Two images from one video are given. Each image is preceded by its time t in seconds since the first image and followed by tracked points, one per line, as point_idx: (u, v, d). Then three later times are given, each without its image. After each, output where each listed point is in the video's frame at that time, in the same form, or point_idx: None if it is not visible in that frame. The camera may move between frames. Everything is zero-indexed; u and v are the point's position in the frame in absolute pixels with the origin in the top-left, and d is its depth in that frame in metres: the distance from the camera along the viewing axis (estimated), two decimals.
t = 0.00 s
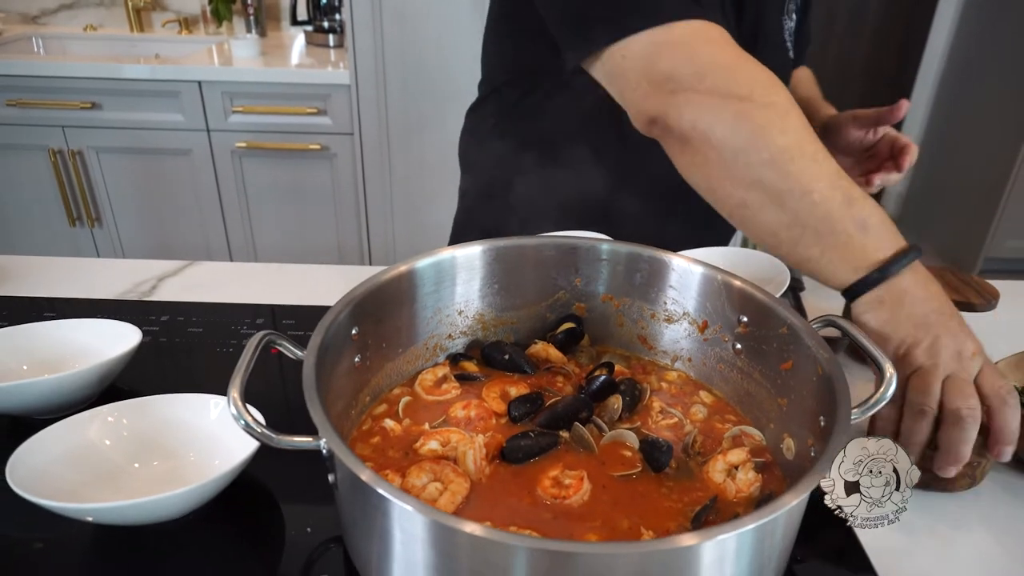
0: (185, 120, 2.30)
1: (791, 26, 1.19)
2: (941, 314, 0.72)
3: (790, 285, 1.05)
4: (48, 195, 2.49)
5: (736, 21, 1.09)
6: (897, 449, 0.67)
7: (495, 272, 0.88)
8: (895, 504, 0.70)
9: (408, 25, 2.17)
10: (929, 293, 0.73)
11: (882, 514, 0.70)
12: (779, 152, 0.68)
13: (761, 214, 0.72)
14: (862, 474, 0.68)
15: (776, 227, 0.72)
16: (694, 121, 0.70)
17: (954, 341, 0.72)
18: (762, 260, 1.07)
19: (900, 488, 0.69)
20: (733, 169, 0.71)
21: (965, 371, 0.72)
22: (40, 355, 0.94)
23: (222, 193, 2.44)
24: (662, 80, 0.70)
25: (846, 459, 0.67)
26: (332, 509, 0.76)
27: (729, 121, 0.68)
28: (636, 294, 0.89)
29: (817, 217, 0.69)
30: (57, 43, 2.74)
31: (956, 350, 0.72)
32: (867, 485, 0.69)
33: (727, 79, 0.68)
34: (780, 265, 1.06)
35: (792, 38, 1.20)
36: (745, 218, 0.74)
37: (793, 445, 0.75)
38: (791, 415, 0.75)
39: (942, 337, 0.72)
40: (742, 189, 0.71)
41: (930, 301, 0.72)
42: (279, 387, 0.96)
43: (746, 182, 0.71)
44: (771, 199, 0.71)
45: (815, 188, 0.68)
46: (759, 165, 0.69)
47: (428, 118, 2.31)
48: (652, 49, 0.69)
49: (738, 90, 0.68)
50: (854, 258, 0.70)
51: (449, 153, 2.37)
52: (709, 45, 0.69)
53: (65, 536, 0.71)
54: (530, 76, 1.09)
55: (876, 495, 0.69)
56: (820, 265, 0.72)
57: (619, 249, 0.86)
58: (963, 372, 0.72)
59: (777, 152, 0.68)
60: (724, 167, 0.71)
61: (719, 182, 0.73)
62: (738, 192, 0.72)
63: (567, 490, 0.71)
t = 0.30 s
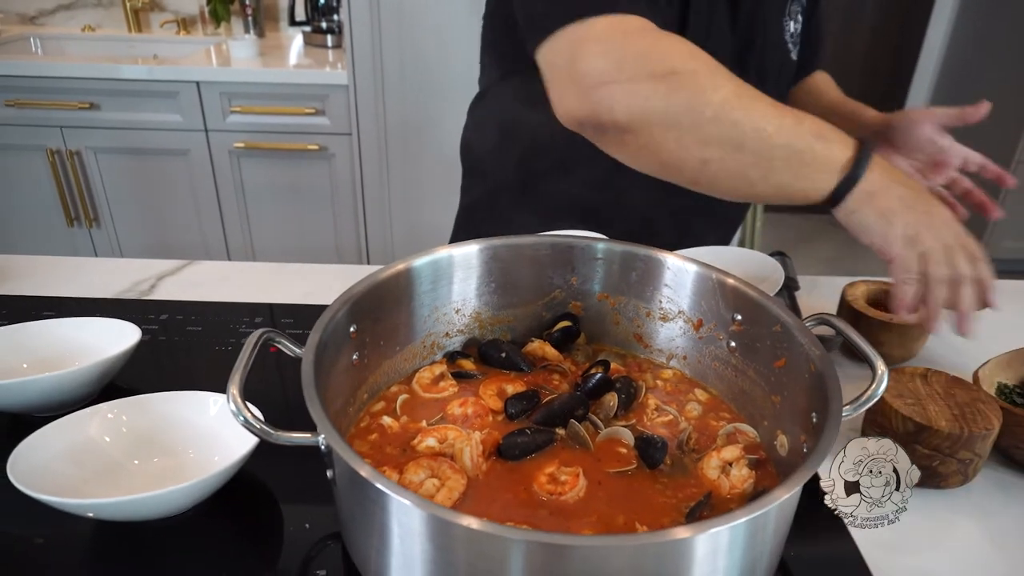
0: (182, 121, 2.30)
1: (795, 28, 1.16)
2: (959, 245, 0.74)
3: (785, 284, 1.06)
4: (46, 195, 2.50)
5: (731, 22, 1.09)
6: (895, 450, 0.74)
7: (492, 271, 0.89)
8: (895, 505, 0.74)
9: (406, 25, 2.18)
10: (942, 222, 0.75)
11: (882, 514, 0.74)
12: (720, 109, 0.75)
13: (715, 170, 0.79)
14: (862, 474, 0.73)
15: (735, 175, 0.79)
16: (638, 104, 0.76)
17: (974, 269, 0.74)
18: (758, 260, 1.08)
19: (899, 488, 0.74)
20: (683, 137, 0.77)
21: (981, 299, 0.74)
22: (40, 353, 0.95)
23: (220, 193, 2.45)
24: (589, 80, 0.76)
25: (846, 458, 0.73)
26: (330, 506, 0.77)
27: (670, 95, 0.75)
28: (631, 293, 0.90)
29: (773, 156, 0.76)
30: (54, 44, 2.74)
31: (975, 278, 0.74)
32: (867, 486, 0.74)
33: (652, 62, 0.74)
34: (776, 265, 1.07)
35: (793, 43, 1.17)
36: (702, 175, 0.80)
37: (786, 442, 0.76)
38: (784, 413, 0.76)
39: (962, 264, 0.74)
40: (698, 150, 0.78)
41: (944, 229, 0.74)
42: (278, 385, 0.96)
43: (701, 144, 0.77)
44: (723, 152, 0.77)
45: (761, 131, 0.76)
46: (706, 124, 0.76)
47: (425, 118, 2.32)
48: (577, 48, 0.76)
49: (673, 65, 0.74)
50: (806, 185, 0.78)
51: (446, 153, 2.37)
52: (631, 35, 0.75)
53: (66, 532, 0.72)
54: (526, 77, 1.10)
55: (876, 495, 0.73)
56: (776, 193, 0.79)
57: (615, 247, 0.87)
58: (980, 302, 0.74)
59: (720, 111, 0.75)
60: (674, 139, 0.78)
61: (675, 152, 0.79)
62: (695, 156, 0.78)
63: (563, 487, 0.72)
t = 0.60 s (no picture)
0: (182, 121, 2.31)
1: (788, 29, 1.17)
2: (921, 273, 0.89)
3: (782, 285, 1.06)
4: (45, 196, 2.50)
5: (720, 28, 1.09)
6: (896, 450, 0.74)
7: (491, 272, 0.90)
8: (895, 505, 0.75)
9: (405, 27, 2.18)
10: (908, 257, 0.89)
11: (882, 514, 0.74)
12: (738, 140, 0.76)
13: (723, 202, 0.80)
14: (863, 474, 0.73)
15: (737, 205, 0.81)
16: (658, 123, 0.75)
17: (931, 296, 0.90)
18: (755, 262, 1.08)
19: (899, 488, 0.74)
20: (699, 162, 0.77)
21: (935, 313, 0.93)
22: (40, 354, 0.95)
23: (219, 194, 2.45)
24: (612, 93, 0.74)
25: (847, 459, 0.73)
26: (329, 506, 0.77)
27: (689, 119, 0.74)
28: (630, 294, 0.90)
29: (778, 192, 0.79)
30: (53, 45, 2.75)
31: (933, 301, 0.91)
32: (868, 486, 0.74)
33: (672, 83, 0.74)
34: (773, 266, 1.08)
35: (788, 43, 1.17)
36: (709, 201, 0.81)
37: (783, 442, 0.76)
38: (781, 413, 0.76)
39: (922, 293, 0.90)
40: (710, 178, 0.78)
41: (910, 263, 0.88)
42: (278, 386, 0.97)
43: (714, 170, 0.78)
44: (733, 183, 0.78)
45: (770, 165, 0.78)
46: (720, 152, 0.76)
47: (424, 119, 2.33)
48: (596, 61, 0.74)
49: (692, 88, 0.75)
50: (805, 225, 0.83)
51: (445, 154, 2.38)
52: (650, 54, 0.74)
53: (67, 532, 0.72)
54: (524, 80, 1.11)
55: (876, 495, 0.74)
56: (774, 227, 0.83)
57: (613, 248, 0.87)
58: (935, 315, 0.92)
59: (737, 142, 0.76)
60: (688, 164, 0.78)
61: (686, 175, 0.79)
62: (705, 182, 0.79)
63: (562, 486, 0.72)
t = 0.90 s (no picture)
0: (179, 124, 2.31)
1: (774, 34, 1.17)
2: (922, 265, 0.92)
3: (777, 289, 1.07)
4: (43, 199, 2.50)
5: (704, 29, 1.09)
6: (896, 450, 0.74)
7: (486, 278, 0.90)
8: (895, 504, 0.75)
9: (402, 29, 2.19)
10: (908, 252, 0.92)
11: (881, 514, 0.75)
12: (730, 141, 0.77)
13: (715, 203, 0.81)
14: (862, 474, 0.74)
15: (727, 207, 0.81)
16: (653, 123, 0.75)
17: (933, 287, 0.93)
18: (750, 266, 1.09)
19: (899, 488, 0.75)
20: (691, 164, 0.77)
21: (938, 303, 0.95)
22: (38, 359, 0.96)
23: (217, 197, 2.46)
24: (606, 95, 0.74)
25: (847, 459, 0.74)
26: (325, 511, 0.78)
27: (682, 119, 0.75)
28: (624, 299, 0.91)
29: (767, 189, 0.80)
30: (51, 47, 2.75)
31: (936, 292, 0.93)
32: (868, 486, 0.75)
33: (665, 86, 0.74)
34: (768, 270, 1.08)
35: (774, 47, 1.17)
36: (701, 205, 0.81)
37: (776, 446, 0.76)
38: (774, 417, 0.77)
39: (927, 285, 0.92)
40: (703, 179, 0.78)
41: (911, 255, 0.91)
42: (275, 390, 0.97)
43: (705, 171, 0.78)
44: (724, 184, 0.79)
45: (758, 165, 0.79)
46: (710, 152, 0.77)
47: (421, 121, 2.33)
48: (590, 65, 0.74)
49: (683, 90, 0.75)
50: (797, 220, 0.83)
51: (442, 156, 2.38)
52: (644, 57, 0.74)
53: (65, 537, 0.72)
54: (519, 84, 1.11)
55: (876, 496, 0.74)
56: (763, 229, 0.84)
57: (607, 254, 0.88)
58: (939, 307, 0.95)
59: (729, 143, 0.77)
60: (680, 166, 0.77)
61: (678, 179, 0.79)
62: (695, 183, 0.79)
63: (556, 491, 0.73)
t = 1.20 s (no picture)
0: (176, 125, 2.31)
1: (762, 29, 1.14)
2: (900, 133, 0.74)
3: (773, 291, 1.07)
4: (40, 199, 2.50)
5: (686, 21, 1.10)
6: (896, 450, 0.74)
7: (482, 279, 0.90)
8: (895, 504, 0.75)
9: (399, 30, 2.19)
10: (883, 119, 0.74)
11: (881, 513, 0.75)
12: (654, 46, 0.72)
13: (657, 117, 0.76)
14: (862, 474, 0.74)
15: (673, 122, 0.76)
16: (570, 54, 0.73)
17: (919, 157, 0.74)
18: (747, 268, 1.09)
19: (899, 488, 0.75)
20: (619, 84, 0.74)
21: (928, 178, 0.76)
22: (34, 362, 0.95)
23: (215, 197, 2.45)
24: (525, 41, 0.74)
25: (847, 459, 0.74)
26: (321, 513, 0.78)
27: (598, 40, 0.72)
28: (621, 300, 0.91)
29: (713, 90, 0.72)
30: (48, 48, 2.75)
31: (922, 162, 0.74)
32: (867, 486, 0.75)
33: (580, 14, 0.73)
34: (764, 272, 1.09)
35: (761, 42, 1.15)
36: (648, 123, 0.76)
37: (773, 448, 0.76)
38: (770, 419, 0.77)
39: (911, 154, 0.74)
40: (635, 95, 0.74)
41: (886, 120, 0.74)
42: (272, 392, 0.97)
43: (640, 84, 0.74)
44: (662, 95, 0.74)
45: (698, 71, 0.72)
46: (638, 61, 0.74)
47: (419, 121, 2.33)
48: (511, 15, 0.75)
49: (596, 12, 0.74)
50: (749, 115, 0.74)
51: (440, 156, 2.38)
52: None
53: (61, 540, 0.72)
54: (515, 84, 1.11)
55: (876, 496, 0.74)
56: (717, 130, 0.76)
57: (604, 255, 0.88)
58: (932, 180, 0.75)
59: (653, 48, 0.72)
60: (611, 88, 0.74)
61: (617, 105, 0.76)
62: (636, 100, 0.75)
63: (553, 494, 0.73)
